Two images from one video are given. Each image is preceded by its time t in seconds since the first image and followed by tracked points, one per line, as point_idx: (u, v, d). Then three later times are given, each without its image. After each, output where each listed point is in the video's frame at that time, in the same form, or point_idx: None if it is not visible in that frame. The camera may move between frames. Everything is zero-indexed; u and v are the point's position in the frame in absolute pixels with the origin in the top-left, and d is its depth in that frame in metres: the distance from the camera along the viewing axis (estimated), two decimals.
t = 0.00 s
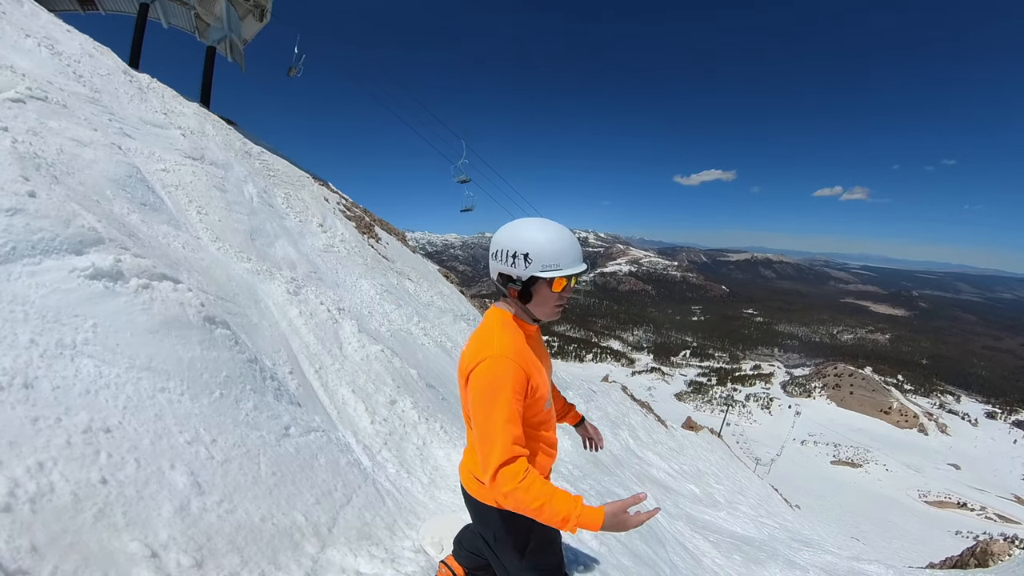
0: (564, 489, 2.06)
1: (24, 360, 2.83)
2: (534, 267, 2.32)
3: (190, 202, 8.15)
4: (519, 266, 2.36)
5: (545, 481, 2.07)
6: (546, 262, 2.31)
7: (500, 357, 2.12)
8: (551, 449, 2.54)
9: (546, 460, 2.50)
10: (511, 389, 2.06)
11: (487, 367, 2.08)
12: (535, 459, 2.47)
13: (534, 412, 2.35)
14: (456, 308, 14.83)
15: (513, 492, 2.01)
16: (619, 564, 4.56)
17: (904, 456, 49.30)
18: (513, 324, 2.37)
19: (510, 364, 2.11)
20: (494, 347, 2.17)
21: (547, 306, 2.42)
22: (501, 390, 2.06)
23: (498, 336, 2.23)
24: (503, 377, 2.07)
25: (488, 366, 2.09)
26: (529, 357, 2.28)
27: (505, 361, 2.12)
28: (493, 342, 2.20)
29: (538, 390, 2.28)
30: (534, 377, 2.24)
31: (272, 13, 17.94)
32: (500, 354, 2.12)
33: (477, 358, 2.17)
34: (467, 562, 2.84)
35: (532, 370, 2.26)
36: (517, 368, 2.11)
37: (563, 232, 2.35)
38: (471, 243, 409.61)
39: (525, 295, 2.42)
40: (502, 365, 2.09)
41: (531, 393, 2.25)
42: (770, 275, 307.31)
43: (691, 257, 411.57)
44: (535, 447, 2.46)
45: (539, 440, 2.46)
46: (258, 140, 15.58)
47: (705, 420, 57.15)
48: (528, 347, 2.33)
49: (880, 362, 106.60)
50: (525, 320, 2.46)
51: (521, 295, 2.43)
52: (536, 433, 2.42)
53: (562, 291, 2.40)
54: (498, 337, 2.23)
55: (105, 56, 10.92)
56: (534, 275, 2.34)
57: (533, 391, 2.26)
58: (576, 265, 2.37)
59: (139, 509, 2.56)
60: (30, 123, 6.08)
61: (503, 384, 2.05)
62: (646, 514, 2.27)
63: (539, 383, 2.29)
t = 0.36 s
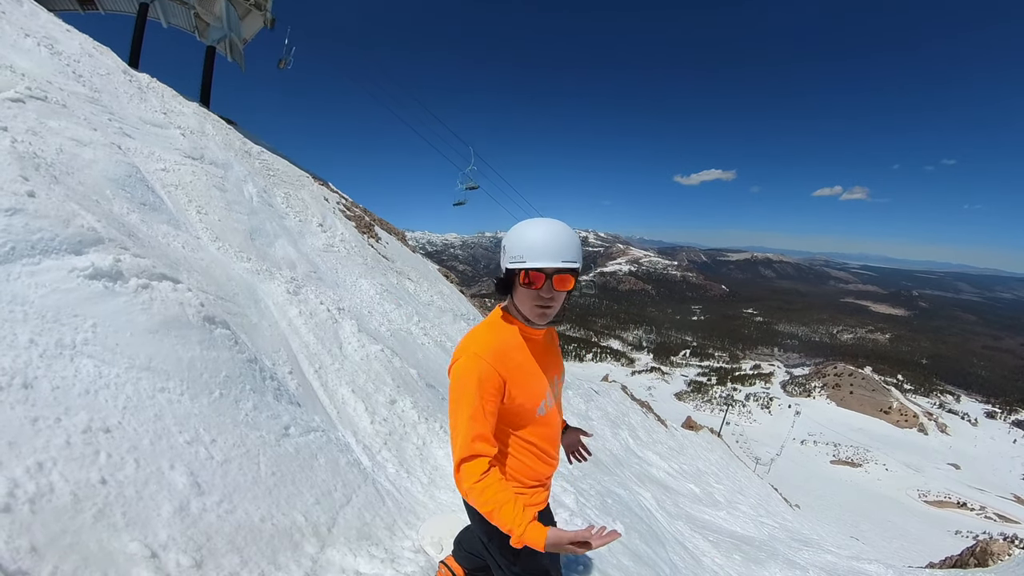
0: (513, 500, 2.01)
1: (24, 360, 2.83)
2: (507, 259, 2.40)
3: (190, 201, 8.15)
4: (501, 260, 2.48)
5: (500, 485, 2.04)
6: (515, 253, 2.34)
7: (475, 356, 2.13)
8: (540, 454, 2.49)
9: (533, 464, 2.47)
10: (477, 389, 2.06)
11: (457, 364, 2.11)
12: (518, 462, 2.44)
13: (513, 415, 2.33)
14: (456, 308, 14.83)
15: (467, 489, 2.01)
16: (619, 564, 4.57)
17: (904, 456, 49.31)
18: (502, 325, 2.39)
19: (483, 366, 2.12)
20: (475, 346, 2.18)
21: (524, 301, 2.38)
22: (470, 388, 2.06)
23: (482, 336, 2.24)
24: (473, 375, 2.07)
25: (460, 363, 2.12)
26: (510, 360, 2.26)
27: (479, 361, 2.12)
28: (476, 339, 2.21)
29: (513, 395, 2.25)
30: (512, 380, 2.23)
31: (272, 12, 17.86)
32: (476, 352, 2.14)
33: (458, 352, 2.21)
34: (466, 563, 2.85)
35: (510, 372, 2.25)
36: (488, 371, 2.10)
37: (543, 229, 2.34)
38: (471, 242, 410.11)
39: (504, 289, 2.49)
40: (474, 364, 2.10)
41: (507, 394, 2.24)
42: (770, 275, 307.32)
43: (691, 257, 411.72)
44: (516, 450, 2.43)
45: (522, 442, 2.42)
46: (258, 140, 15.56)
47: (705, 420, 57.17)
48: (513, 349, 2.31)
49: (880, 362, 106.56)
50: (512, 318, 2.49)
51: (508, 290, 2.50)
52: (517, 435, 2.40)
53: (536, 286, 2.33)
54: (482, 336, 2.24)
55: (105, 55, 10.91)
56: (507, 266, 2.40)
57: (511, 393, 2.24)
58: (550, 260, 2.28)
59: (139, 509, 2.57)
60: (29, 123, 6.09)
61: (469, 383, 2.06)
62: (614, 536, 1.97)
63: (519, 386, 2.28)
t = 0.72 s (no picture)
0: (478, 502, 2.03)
1: (22, 360, 2.81)
2: (506, 254, 2.40)
3: (189, 201, 8.14)
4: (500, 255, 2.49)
5: (470, 486, 2.06)
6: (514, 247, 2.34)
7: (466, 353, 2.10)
8: (531, 458, 2.46)
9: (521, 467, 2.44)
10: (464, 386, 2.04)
11: (446, 359, 2.08)
12: (508, 464, 2.42)
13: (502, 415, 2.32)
14: (456, 308, 14.83)
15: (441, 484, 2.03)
16: (619, 564, 4.58)
17: (903, 456, 49.36)
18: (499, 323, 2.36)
19: (472, 364, 2.09)
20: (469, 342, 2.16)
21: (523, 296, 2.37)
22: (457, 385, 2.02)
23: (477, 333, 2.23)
24: (462, 373, 2.05)
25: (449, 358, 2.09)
26: (502, 361, 2.24)
27: (469, 359, 2.10)
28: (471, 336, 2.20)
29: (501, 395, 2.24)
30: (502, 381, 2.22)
31: (271, 12, 17.83)
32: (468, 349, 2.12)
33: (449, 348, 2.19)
34: (466, 564, 2.84)
35: (501, 372, 2.23)
36: (475, 370, 2.08)
37: (544, 224, 2.35)
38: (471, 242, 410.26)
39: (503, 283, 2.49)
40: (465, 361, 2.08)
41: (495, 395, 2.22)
42: (770, 275, 307.39)
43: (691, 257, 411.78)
44: (504, 451, 2.41)
45: (512, 444, 2.40)
46: (257, 140, 15.54)
47: (705, 420, 57.19)
48: (508, 351, 2.29)
49: (879, 362, 106.65)
50: (511, 316, 2.47)
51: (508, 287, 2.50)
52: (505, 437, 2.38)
53: (535, 281, 2.32)
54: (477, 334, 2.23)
55: (104, 55, 10.90)
56: (506, 260, 2.40)
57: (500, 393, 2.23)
58: (549, 252, 2.29)
59: (138, 509, 2.56)
60: (29, 123, 6.07)
61: (454, 380, 2.02)
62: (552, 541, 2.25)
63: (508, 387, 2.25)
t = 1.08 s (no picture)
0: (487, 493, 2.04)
1: (22, 359, 2.81)
2: (509, 251, 2.36)
3: (189, 201, 8.13)
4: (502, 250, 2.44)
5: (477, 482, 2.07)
6: (522, 244, 2.31)
7: (463, 353, 2.10)
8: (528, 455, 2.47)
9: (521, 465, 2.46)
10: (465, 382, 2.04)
11: (445, 358, 2.07)
12: (506, 464, 2.42)
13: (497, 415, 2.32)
14: (456, 307, 14.82)
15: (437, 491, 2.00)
16: (620, 563, 4.58)
17: (903, 456, 49.37)
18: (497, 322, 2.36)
19: (468, 363, 2.09)
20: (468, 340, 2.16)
21: (523, 296, 2.38)
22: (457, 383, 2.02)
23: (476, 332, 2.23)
24: (462, 372, 2.04)
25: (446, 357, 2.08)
26: (500, 362, 2.23)
27: (468, 357, 2.09)
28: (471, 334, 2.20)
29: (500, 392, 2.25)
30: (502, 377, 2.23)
31: (271, 11, 17.82)
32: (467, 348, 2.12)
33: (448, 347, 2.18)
34: (466, 564, 2.85)
35: (500, 370, 2.23)
36: (473, 370, 2.07)
37: (545, 221, 2.35)
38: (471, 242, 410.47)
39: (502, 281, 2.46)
40: (465, 359, 2.08)
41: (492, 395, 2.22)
42: (770, 275, 307.24)
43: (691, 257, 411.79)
44: (503, 452, 2.42)
45: (511, 444, 2.41)
46: (257, 139, 15.53)
47: (705, 420, 57.17)
48: (506, 351, 2.28)
49: (879, 362, 106.65)
50: (509, 314, 2.45)
51: (507, 283, 2.48)
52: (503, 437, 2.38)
53: (538, 279, 2.32)
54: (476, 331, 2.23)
55: (103, 54, 10.88)
56: (509, 256, 2.35)
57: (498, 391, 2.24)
58: (553, 250, 2.29)
59: (138, 507, 2.56)
60: (28, 122, 6.07)
61: (454, 380, 2.02)
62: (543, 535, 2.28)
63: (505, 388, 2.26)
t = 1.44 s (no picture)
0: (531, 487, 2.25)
1: (23, 358, 2.82)
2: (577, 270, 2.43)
3: (190, 200, 8.14)
4: (568, 268, 2.41)
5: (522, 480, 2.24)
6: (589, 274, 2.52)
7: (485, 376, 2.08)
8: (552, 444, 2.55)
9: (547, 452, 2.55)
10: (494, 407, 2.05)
11: (468, 385, 2.07)
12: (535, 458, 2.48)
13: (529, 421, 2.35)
14: (457, 307, 14.80)
15: (491, 493, 2.22)
16: (620, 562, 4.58)
17: (903, 455, 49.35)
18: (509, 334, 2.31)
19: (494, 384, 2.07)
20: (486, 364, 2.12)
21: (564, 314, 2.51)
22: (486, 409, 2.04)
23: (491, 349, 2.19)
24: (487, 396, 2.04)
25: (470, 383, 2.07)
26: (522, 374, 2.22)
27: (489, 379, 2.07)
28: (486, 355, 2.16)
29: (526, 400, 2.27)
30: (525, 386, 2.23)
31: (271, 10, 17.82)
32: (486, 371, 2.09)
33: (465, 373, 2.15)
34: (467, 563, 2.86)
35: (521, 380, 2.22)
36: (500, 390, 2.06)
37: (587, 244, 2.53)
38: (472, 241, 411.00)
39: (560, 298, 2.46)
40: (486, 384, 2.06)
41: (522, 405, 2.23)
42: (771, 274, 306.93)
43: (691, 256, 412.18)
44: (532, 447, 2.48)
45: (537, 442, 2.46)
46: (257, 138, 15.51)
47: (705, 419, 57.16)
48: (525, 362, 2.27)
49: (880, 361, 106.60)
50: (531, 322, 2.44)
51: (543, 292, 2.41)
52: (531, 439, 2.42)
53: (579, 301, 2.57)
54: (490, 350, 2.18)
55: (104, 54, 10.89)
56: (579, 278, 2.44)
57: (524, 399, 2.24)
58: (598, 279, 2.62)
59: (138, 506, 2.56)
60: (30, 121, 6.08)
61: (480, 406, 2.04)
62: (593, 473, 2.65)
63: (533, 394, 2.27)
